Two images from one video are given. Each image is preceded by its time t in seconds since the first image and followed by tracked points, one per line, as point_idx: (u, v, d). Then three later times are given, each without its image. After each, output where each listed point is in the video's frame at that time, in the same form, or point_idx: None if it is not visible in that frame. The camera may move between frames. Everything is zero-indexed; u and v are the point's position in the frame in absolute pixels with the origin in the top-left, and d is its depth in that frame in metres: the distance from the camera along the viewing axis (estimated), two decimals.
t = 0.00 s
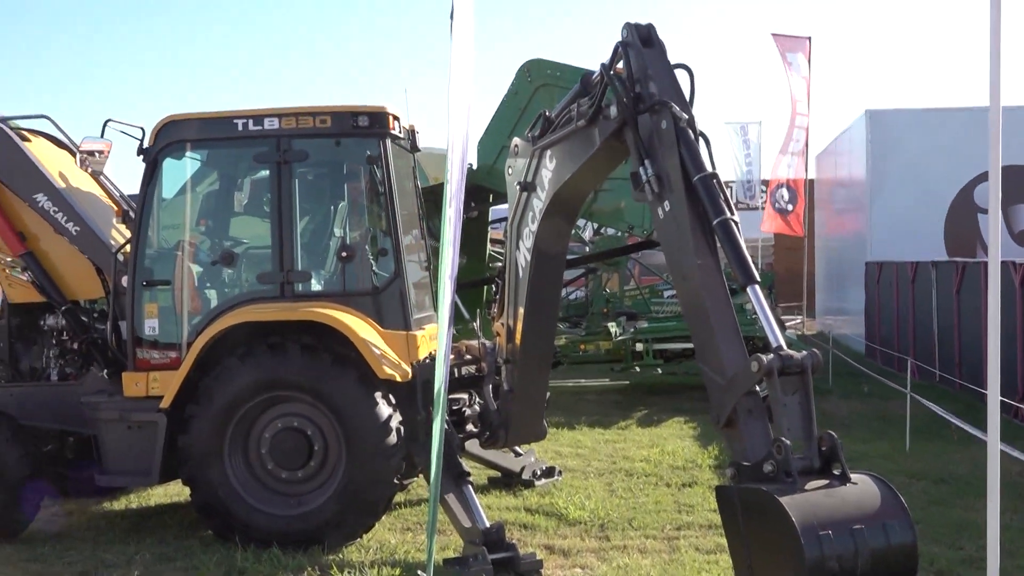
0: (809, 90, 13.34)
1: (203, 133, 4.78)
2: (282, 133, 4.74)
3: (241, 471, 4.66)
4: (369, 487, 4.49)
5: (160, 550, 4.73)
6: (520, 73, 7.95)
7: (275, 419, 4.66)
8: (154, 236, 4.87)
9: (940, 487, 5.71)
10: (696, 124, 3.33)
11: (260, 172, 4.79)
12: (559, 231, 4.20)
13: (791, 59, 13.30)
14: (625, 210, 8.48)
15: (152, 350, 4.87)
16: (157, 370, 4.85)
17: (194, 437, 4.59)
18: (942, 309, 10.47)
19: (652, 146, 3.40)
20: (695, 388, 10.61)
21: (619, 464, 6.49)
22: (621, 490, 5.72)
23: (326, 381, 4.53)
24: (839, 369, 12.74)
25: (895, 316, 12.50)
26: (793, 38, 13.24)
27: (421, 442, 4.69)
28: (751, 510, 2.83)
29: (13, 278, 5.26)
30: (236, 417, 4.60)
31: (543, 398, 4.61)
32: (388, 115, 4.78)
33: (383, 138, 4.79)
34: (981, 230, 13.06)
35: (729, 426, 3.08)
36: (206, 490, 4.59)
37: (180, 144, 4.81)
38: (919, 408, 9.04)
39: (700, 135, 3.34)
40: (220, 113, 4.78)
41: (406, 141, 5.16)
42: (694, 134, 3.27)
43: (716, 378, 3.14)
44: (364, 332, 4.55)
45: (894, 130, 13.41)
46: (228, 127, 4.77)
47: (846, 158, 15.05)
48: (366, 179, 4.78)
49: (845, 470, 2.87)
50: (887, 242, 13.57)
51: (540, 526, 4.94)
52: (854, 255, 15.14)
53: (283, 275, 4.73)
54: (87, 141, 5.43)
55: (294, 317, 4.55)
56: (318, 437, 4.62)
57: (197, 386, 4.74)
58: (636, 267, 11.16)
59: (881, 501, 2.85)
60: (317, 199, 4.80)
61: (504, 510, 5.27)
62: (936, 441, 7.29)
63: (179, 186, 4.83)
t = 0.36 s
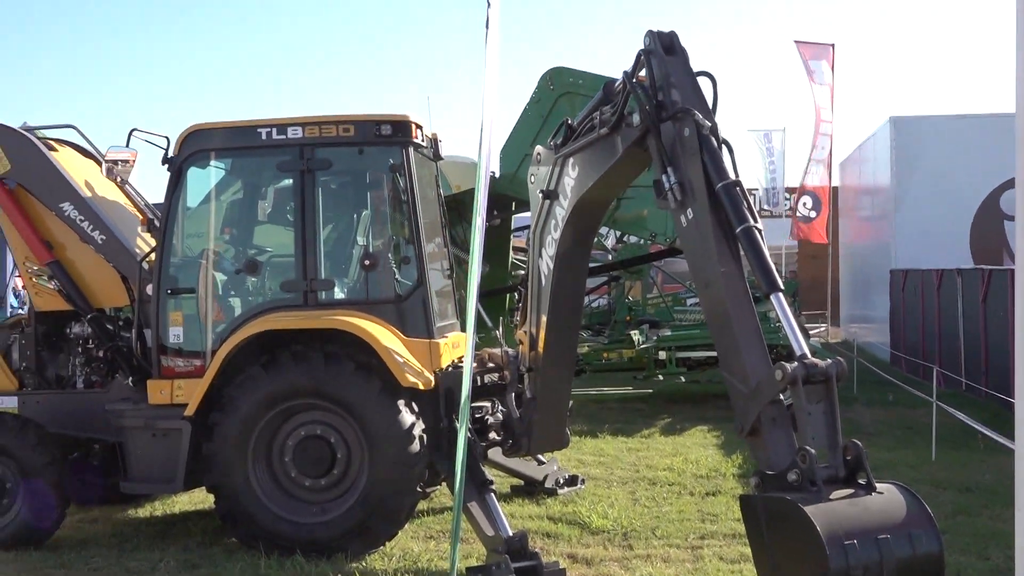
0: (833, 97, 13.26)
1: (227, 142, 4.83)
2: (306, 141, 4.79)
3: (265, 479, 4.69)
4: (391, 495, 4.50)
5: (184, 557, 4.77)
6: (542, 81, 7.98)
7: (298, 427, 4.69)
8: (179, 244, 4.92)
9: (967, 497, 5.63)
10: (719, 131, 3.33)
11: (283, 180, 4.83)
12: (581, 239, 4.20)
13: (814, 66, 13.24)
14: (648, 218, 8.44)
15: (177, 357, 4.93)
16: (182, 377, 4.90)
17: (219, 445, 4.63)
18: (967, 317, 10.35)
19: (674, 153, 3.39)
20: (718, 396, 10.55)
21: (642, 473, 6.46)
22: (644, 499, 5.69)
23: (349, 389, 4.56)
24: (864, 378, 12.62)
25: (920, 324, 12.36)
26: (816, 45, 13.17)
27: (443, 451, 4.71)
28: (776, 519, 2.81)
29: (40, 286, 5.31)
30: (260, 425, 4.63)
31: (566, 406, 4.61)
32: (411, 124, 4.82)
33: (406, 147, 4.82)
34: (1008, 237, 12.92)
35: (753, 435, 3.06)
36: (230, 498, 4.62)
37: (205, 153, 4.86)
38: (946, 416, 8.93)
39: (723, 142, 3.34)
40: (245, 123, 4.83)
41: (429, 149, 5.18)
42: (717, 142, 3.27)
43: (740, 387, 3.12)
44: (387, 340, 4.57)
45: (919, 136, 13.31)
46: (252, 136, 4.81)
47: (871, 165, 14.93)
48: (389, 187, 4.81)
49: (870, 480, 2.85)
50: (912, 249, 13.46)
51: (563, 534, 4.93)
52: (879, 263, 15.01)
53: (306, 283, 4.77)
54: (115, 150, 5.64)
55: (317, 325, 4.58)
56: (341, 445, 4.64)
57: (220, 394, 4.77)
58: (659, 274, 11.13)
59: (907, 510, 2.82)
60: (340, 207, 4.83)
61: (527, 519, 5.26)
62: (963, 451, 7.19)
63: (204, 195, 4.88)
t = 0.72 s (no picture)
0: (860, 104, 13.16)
1: (254, 153, 4.88)
2: (332, 152, 4.83)
3: (292, 488, 4.73)
4: (418, 505, 4.52)
5: (212, 566, 4.81)
6: (567, 91, 8.00)
7: (325, 436, 4.73)
8: (206, 255, 4.96)
9: (998, 507, 5.54)
10: (745, 140, 3.32)
11: (310, 191, 4.87)
12: (606, 248, 4.21)
13: (841, 73, 13.14)
14: (674, 226, 8.41)
15: (204, 367, 4.98)
16: (210, 387, 4.95)
17: (246, 454, 4.66)
18: (997, 325, 10.21)
19: (700, 162, 3.38)
20: (745, 405, 10.49)
21: (669, 483, 6.43)
22: (671, 508, 5.66)
23: (375, 398, 4.58)
24: (892, 387, 12.47)
25: (949, 332, 12.20)
26: (843, 52, 13.09)
27: (470, 460, 4.73)
28: (805, 530, 2.78)
29: (70, 297, 5.41)
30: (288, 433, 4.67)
31: (592, 416, 4.61)
32: (437, 134, 4.86)
33: (431, 156, 4.86)
34: None
35: (780, 445, 3.04)
36: (258, 506, 4.65)
37: (233, 164, 4.92)
38: (977, 426, 8.79)
39: (749, 151, 3.33)
40: (272, 133, 4.88)
41: (455, 159, 5.22)
42: (743, 150, 3.27)
43: (767, 397, 3.10)
44: (413, 349, 4.60)
45: (947, 143, 13.24)
46: (279, 146, 4.86)
47: (898, 172, 14.81)
48: (415, 197, 4.85)
49: (899, 489, 2.83)
50: (941, 256, 13.36)
51: (590, 544, 4.92)
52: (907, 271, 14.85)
53: (333, 293, 4.81)
54: (141, 162, 5.70)
55: (345, 334, 4.61)
56: (367, 454, 4.67)
57: (247, 403, 4.80)
58: (685, 283, 11.09)
59: (937, 521, 2.80)
60: (367, 217, 4.87)
61: (554, 528, 5.25)
62: (994, 461, 7.08)
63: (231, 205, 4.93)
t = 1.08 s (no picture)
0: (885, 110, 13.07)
1: (278, 161, 4.92)
2: (355, 160, 4.87)
3: (316, 495, 4.76)
4: (441, 512, 4.52)
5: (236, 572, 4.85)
6: (590, 99, 8.01)
7: (348, 443, 4.76)
8: (231, 262, 5.00)
9: None
10: (768, 146, 3.31)
11: (334, 198, 4.91)
12: (629, 255, 4.20)
13: (865, 79, 13.06)
14: (697, 233, 8.38)
15: (228, 374, 5.02)
16: (233, 394, 4.99)
17: (270, 461, 4.69)
18: None
19: (723, 169, 3.37)
20: (769, 413, 10.42)
21: (692, 491, 6.40)
22: (694, 517, 5.63)
23: (398, 406, 4.60)
24: (918, 395, 12.34)
25: (976, 339, 12.06)
26: (867, 59, 13.01)
27: (492, 467, 4.73)
28: (830, 540, 2.76)
29: (95, 304, 5.50)
30: (311, 440, 4.70)
31: (615, 423, 4.60)
32: (459, 141, 4.89)
33: (454, 164, 4.89)
34: None
35: (805, 453, 3.02)
36: (281, 513, 4.68)
37: (257, 172, 4.96)
38: (1004, 435, 8.67)
39: (773, 157, 3.32)
40: (295, 142, 4.93)
41: (478, 166, 5.24)
42: (767, 157, 3.26)
43: (791, 405, 3.09)
44: (436, 357, 4.62)
45: (972, 149, 13.13)
46: (303, 154, 4.91)
47: (924, 178, 14.68)
48: (437, 205, 4.87)
49: (925, 498, 2.80)
50: (968, 263, 13.23)
51: (613, 552, 4.90)
52: (932, 279, 14.71)
53: (356, 300, 4.84)
54: (168, 170, 5.86)
55: (368, 342, 4.64)
56: (390, 461, 4.69)
57: (271, 410, 4.83)
58: (708, 290, 11.05)
59: (964, 530, 2.77)
60: (390, 224, 4.90)
61: (577, 536, 5.24)
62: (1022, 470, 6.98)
63: (255, 213, 4.97)
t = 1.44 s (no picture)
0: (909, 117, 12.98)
1: (302, 170, 4.96)
2: (378, 168, 4.90)
3: (339, 503, 4.78)
4: (464, 520, 4.53)
5: None
6: (613, 107, 8.02)
7: (371, 452, 4.78)
8: (255, 271, 5.05)
9: None
10: (792, 154, 3.29)
11: (357, 207, 4.95)
12: (652, 264, 4.20)
13: (890, 85, 12.97)
14: (720, 241, 8.34)
15: (252, 382, 5.07)
16: (257, 403, 5.03)
17: (294, 469, 4.72)
18: None
19: (747, 177, 3.36)
20: (793, 422, 10.34)
21: (716, 500, 6.36)
22: (718, 526, 5.60)
23: (421, 414, 4.61)
24: (945, 404, 12.19)
25: (1003, 347, 11.90)
26: (891, 65, 12.91)
27: (515, 476, 4.74)
28: (855, 550, 2.75)
29: (120, 312, 5.58)
30: (334, 449, 4.72)
31: (638, 431, 4.59)
32: (482, 150, 4.91)
33: (476, 172, 4.91)
34: None
35: (829, 462, 3.00)
36: (305, 521, 4.70)
37: (280, 181, 5.01)
38: None
39: (796, 165, 3.31)
40: (319, 151, 4.96)
41: (501, 175, 5.26)
42: (790, 164, 3.24)
43: (816, 414, 3.07)
44: (459, 365, 4.64)
45: (998, 156, 13.00)
46: (327, 163, 4.95)
47: (949, 185, 14.56)
48: (460, 213, 4.90)
49: (951, 508, 2.77)
50: (994, 271, 13.08)
51: (636, 561, 4.88)
52: (958, 286, 14.55)
53: (379, 309, 4.87)
54: (194, 178, 5.93)
55: (391, 350, 4.67)
56: (413, 470, 4.71)
57: (295, 418, 4.86)
58: (732, 298, 11.00)
59: (991, 541, 2.75)
60: (413, 233, 4.92)
61: (600, 545, 5.22)
62: None
63: (279, 221, 5.02)
